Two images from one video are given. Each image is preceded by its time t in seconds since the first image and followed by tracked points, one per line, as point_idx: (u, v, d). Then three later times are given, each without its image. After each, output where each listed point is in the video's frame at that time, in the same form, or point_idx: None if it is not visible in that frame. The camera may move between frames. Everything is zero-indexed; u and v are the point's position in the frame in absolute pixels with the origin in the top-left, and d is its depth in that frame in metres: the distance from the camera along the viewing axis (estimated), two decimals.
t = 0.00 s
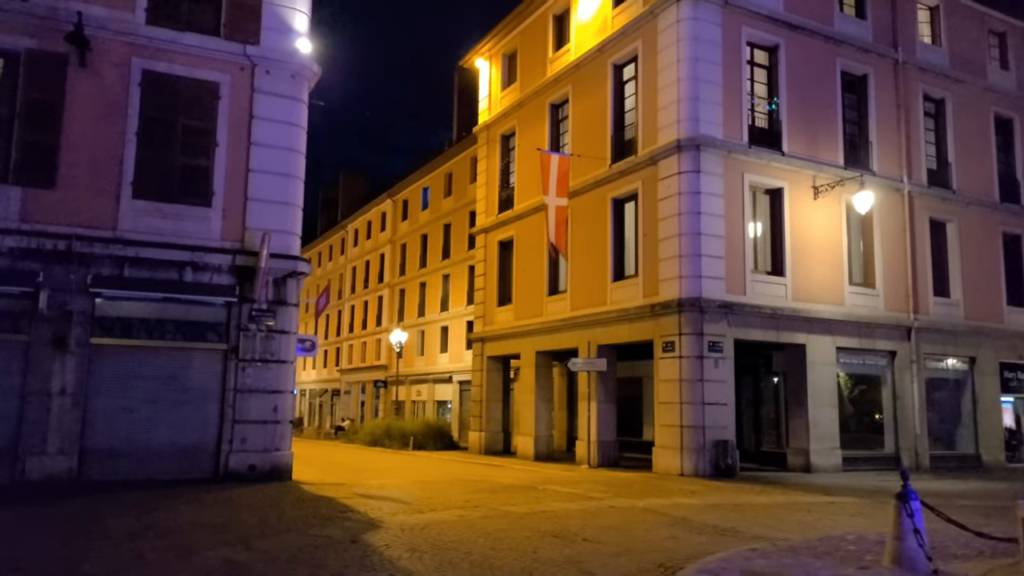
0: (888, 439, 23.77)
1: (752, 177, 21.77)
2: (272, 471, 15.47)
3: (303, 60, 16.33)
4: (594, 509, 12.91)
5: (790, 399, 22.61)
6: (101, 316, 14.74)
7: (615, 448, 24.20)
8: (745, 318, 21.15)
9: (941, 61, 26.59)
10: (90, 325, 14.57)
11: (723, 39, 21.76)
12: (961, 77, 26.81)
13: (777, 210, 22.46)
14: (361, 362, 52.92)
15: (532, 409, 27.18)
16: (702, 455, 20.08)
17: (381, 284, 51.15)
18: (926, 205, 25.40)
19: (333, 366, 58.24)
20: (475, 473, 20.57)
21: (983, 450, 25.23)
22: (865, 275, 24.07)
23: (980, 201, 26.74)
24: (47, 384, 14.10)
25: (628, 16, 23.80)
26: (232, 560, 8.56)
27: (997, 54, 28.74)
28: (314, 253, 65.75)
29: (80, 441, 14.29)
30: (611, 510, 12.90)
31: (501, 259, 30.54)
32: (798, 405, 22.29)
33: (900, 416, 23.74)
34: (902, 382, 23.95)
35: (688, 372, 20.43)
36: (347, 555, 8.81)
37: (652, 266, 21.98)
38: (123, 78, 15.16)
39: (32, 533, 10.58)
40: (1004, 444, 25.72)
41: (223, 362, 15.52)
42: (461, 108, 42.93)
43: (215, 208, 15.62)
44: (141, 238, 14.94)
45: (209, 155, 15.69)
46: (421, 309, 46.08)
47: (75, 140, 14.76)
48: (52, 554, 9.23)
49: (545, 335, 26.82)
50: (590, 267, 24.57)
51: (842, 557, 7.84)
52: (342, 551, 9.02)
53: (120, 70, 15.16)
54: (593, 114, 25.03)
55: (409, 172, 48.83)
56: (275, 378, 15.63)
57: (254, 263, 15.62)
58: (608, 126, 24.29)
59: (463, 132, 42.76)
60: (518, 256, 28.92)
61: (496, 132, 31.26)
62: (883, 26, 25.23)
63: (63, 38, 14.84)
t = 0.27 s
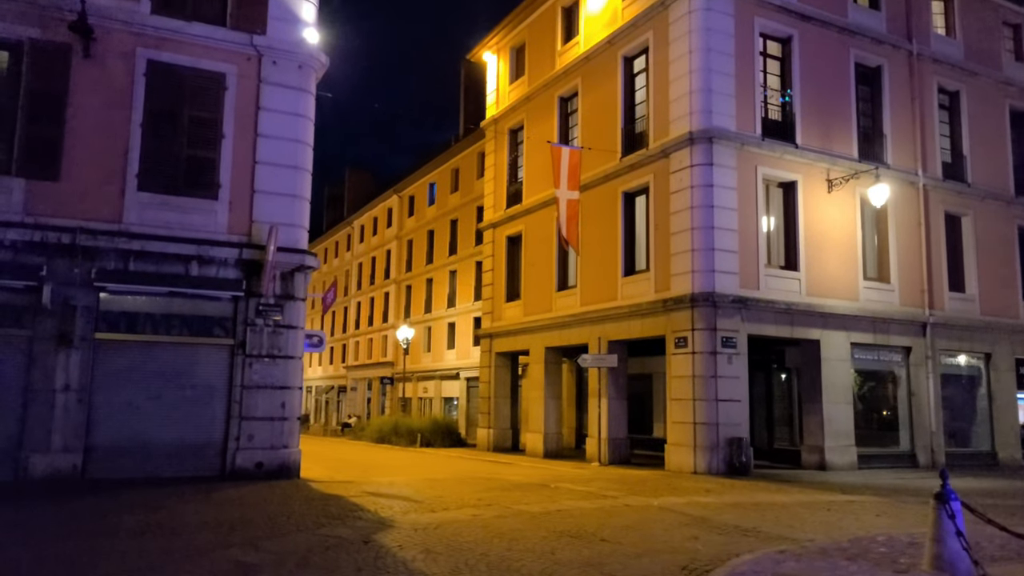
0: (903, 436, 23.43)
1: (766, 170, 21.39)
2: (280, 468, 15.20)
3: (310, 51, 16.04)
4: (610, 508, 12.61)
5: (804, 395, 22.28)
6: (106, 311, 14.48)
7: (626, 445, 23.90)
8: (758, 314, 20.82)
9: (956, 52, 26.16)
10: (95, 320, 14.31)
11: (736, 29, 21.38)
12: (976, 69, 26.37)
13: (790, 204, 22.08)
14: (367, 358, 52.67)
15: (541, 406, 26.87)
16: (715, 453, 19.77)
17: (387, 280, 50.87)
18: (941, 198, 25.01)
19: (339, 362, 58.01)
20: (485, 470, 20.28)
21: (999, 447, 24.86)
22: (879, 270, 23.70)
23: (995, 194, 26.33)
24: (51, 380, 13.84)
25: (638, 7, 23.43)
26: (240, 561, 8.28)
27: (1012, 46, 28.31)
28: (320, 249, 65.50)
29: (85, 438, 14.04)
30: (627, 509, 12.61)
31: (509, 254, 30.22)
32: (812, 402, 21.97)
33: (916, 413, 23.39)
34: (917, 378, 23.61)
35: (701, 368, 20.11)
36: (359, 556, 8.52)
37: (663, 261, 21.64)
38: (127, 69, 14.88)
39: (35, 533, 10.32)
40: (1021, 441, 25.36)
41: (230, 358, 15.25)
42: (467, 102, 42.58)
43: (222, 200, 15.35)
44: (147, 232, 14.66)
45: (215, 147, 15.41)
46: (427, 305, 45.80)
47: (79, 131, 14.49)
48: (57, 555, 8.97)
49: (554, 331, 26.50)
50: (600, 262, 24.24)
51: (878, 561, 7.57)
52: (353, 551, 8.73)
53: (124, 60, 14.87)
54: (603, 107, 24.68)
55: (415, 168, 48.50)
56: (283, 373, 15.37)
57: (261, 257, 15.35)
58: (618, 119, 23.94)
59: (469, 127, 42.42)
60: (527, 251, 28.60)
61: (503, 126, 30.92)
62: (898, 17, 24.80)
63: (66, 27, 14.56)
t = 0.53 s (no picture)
0: (915, 433, 23.06)
1: (776, 163, 21.01)
2: (283, 466, 14.88)
3: (313, 39, 15.69)
4: (622, 507, 12.28)
5: (815, 391, 21.93)
6: (105, 305, 14.18)
7: (634, 442, 23.56)
8: (769, 309, 20.46)
9: (968, 44, 25.74)
10: (94, 314, 14.00)
11: (746, 19, 21.00)
12: (988, 60, 25.95)
13: (801, 197, 21.69)
14: (370, 355, 52.37)
15: (547, 403, 26.53)
16: (725, 450, 19.44)
17: (390, 277, 50.53)
18: (953, 192, 24.61)
19: (342, 359, 57.68)
20: (491, 468, 19.96)
21: (1012, 444, 24.47)
22: (891, 264, 23.32)
23: (1008, 188, 25.93)
24: (49, 375, 13.53)
25: None
26: (242, 563, 7.95)
27: None
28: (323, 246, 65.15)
29: (84, 434, 13.73)
30: (640, 508, 12.28)
31: (514, 249, 29.87)
32: (823, 398, 21.61)
33: (928, 410, 23.01)
34: (929, 375, 23.22)
35: (711, 364, 19.77)
36: (367, 557, 8.20)
37: (672, 255, 21.29)
38: (127, 57, 14.55)
39: (32, 532, 10.01)
40: None
41: (232, 353, 14.93)
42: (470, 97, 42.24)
43: (224, 192, 15.03)
44: (147, 224, 14.35)
45: (217, 138, 15.09)
46: (431, 301, 45.47)
47: (77, 121, 14.18)
48: (53, 556, 8.64)
49: (560, 326, 26.15)
50: (607, 257, 23.88)
51: (911, 564, 7.24)
52: (360, 552, 8.41)
53: (123, 48, 14.55)
54: (610, 99, 24.31)
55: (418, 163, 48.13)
56: (286, 369, 15.05)
57: (263, 250, 15.03)
58: (626, 112, 23.57)
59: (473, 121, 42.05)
60: (532, 246, 28.24)
61: (508, 120, 30.55)
62: (909, 8, 24.39)
63: (65, 15, 14.24)
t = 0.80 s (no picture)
0: (925, 429, 22.70)
1: (786, 154, 20.62)
2: (284, 462, 14.54)
3: (313, 25, 15.31)
4: (631, 505, 11.93)
5: (824, 387, 21.56)
6: (101, 297, 13.83)
7: (640, 438, 23.21)
8: (779, 302, 20.09)
9: (980, 33, 25.30)
10: (89, 306, 13.66)
11: (755, 7, 20.60)
12: (1000, 50, 25.52)
13: (811, 189, 21.31)
14: (372, 351, 52.04)
15: (551, 398, 26.18)
16: (734, 446, 19.09)
17: (392, 272, 50.18)
18: (964, 184, 24.21)
19: (344, 355, 57.33)
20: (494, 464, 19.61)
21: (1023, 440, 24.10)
22: (901, 257, 22.94)
23: (1020, 180, 25.51)
24: (43, 368, 13.19)
25: None
26: (239, 562, 7.60)
27: None
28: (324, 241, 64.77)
29: (79, 429, 13.39)
30: (650, 506, 11.93)
31: (518, 243, 29.50)
32: (833, 393, 21.25)
33: (938, 405, 22.65)
34: (940, 369, 22.84)
35: (719, 358, 19.41)
36: (370, 556, 7.85)
37: (679, 248, 20.91)
38: (122, 43, 14.20)
39: (23, 530, 9.67)
40: None
41: (231, 346, 14.59)
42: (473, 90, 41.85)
43: (222, 182, 14.68)
44: (143, 214, 14.00)
45: (215, 126, 14.74)
46: (433, 297, 45.12)
47: (71, 108, 13.82)
48: (43, 555, 8.29)
49: (565, 321, 25.78)
50: (613, 250, 23.51)
51: (943, 565, 6.89)
52: (363, 551, 8.06)
53: (119, 34, 14.19)
54: (615, 90, 23.93)
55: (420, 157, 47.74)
56: (287, 363, 14.70)
57: (263, 241, 14.68)
58: (632, 102, 23.18)
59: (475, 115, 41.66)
60: (536, 239, 27.87)
61: (511, 112, 30.16)
62: None
63: None
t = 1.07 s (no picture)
0: (935, 425, 22.33)
1: (795, 144, 20.21)
2: (283, 459, 14.17)
3: (313, 11, 14.89)
4: (641, 504, 11.57)
5: (834, 381, 21.19)
6: (94, 290, 13.44)
7: (645, 434, 22.85)
8: (788, 295, 19.71)
9: (991, 22, 24.83)
10: (82, 300, 13.27)
11: None
12: (1011, 40, 25.06)
13: (820, 180, 20.90)
14: (372, 346, 51.67)
15: (554, 393, 25.81)
16: (742, 442, 18.73)
17: (392, 266, 49.78)
18: (975, 175, 23.80)
19: (345, 350, 56.98)
20: (498, 460, 19.24)
21: None
22: (911, 250, 22.55)
23: None
24: (35, 364, 12.81)
25: None
26: (235, 568, 7.22)
27: None
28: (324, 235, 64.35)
29: (72, 426, 13.02)
30: (662, 505, 11.57)
31: (521, 237, 29.09)
32: (842, 388, 20.89)
33: (949, 400, 22.28)
34: (950, 364, 22.46)
35: (727, 353, 19.03)
36: (373, 561, 7.48)
37: (687, 240, 20.51)
38: (116, 29, 13.78)
39: (12, 532, 9.29)
40: None
41: (229, 341, 14.21)
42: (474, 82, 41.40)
43: (219, 171, 14.29)
44: (138, 205, 13.62)
45: (212, 115, 14.34)
46: (434, 291, 44.75)
47: (63, 95, 13.41)
48: (30, 560, 7.91)
49: (569, 315, 25.40)
50: (618, 243, 23.11)
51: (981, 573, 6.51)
52: (365, 556, 7.69)
53: (112, 19, 13.77)
54: (621, 79, 23.50)
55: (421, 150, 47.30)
56: (286, 358, 14.33)
57: (261, 233, 14.31)
58: (637, 92, 22.76)
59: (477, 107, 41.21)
60: (539, 232, 27.46)
61: (514, 103, 29.73)
62: None
63: None
